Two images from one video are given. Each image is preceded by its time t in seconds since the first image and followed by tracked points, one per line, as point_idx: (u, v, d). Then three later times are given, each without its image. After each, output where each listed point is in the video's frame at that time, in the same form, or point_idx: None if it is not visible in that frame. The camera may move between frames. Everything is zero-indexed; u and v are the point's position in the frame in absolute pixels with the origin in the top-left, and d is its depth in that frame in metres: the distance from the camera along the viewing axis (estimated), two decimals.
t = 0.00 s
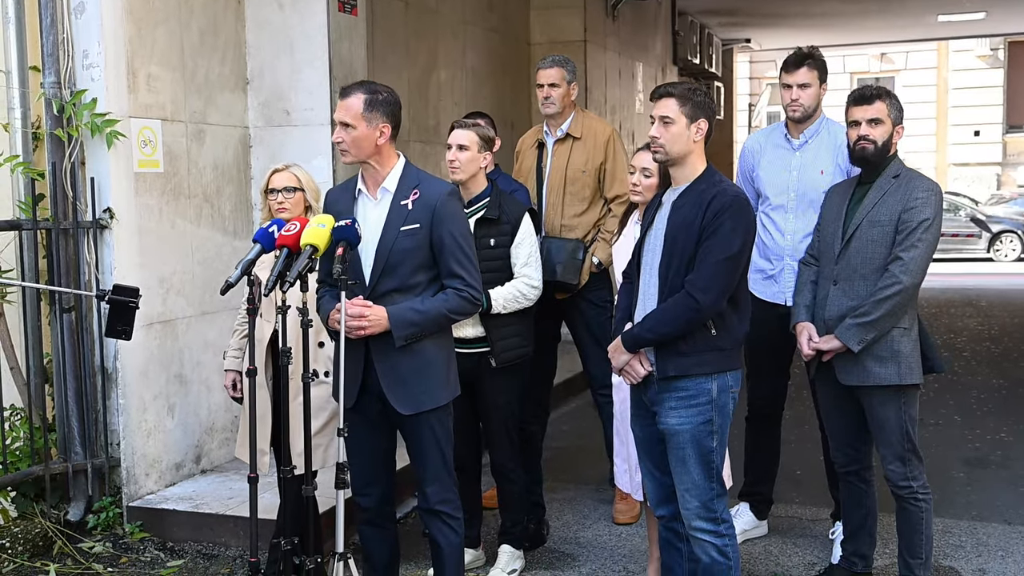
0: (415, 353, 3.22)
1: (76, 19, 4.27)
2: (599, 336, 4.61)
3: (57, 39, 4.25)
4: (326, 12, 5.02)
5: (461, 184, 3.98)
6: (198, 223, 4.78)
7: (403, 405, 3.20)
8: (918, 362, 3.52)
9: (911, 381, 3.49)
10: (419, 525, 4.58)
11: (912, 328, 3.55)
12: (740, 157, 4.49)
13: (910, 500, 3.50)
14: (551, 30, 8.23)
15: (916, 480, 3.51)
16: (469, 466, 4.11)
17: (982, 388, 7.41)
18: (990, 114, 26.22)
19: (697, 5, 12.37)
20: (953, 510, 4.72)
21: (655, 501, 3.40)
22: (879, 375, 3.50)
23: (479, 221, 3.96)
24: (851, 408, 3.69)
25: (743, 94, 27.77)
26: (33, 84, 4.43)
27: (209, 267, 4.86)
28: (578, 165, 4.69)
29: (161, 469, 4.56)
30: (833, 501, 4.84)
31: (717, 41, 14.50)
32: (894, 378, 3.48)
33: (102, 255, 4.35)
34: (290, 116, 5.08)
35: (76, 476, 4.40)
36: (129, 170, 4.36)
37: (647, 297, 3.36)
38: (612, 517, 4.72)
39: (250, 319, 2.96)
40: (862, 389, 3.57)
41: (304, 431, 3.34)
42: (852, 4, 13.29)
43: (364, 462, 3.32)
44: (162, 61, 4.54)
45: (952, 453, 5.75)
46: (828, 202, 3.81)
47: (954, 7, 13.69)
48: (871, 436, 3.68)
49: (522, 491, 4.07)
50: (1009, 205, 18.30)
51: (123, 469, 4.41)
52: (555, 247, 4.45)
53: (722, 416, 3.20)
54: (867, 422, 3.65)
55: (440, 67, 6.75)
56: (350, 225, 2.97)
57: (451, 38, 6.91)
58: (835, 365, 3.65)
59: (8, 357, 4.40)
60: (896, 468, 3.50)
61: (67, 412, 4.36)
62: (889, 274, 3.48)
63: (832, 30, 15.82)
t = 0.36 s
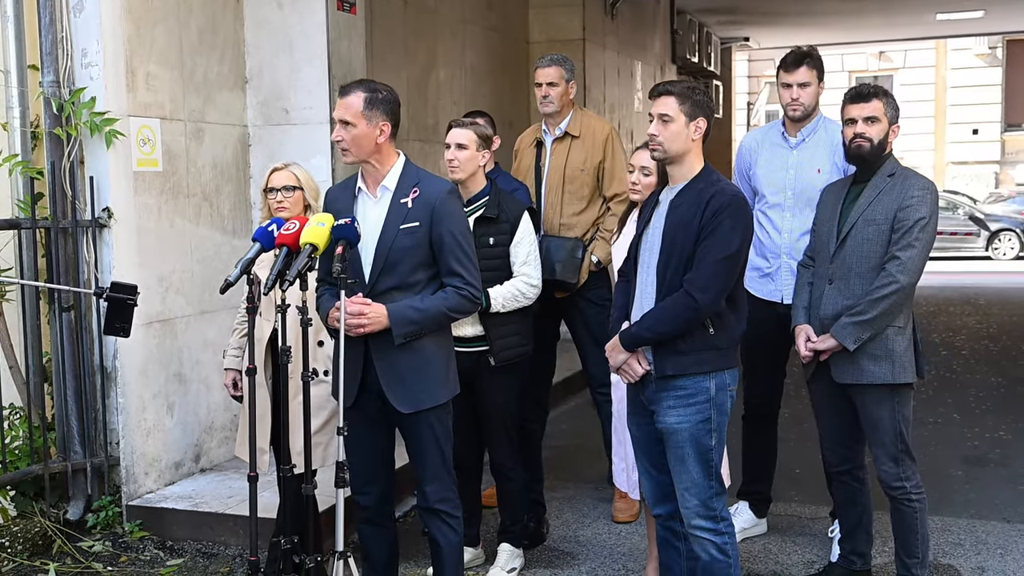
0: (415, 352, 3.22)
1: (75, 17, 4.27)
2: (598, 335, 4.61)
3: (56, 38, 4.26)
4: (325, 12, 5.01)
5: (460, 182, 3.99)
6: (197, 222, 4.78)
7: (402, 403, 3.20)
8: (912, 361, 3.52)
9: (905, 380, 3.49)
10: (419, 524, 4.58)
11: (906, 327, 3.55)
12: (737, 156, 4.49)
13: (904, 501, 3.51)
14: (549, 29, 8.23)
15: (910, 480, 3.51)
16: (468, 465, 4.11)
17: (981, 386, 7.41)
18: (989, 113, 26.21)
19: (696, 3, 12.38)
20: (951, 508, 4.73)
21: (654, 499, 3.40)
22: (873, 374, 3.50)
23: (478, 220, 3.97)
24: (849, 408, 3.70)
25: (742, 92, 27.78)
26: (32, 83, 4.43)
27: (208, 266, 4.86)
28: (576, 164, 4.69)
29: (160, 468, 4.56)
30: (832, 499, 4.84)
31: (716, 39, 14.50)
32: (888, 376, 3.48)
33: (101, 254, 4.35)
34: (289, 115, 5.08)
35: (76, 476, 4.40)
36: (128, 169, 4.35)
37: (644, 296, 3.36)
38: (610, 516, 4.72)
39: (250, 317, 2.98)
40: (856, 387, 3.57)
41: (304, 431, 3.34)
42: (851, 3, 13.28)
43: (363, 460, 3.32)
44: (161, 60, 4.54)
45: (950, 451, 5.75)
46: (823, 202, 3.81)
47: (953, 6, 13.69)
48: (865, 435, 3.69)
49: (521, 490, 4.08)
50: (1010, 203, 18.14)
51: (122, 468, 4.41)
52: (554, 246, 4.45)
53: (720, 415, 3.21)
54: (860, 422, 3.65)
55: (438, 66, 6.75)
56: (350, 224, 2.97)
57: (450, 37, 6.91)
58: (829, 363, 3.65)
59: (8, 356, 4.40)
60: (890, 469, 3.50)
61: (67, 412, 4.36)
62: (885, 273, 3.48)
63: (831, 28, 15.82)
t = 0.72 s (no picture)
0: (414, 351, 3.22)
1: (75, 17, 4.26)
2: (598, 334, 4.60)
3: (56, 38, 4.25)
4: (325, 11, 5.01)
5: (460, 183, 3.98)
6: (197, 222, 4.78)
7: (399, 403, 3.21)
8: (909, 361, 3.53)
9: (902, 379, 3.49)
10: (420, 523, 4.58)
11: (904, 327, 3.55)
12: (737, 156, 4.49)
13: (902, 501, 3.51)
14: (549, 28, 8.23)
15: (908, 480, 3.51)
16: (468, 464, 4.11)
17: (981, 386, 7.41)
18: (988, 112, 26.22)
19: (696, 3, 12.38)
20: (952, 508, 4.73)
21: (648, 499, 3.40)
22: (870, 373, 3.50)
23: (478, 219, 3.96)
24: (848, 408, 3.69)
25: (742, 92, 27.79)
26: (32, 83, 4.42)
27: (208, 266, 4.86)
28: (576, 164, 4.69)
29: (160, 468, 4.56)
30: (832, 499, 4.84)
31: (716, 39, 14.50)
32: (885, 376, 3.49)
33: (102, 254, 4.34)
34: (289, 114, 5.08)
35: (76, 475, 4.39)
36: (128, 169, 4.35)
37: (639, 296, 3.36)
38: (611, 516, 4.72)
39: (250, 317, 2.97)
40: (854, 387, 3.57)
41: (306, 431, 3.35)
42: (850, 2, 13.27)
43: (363, 460, 3.32)
44: (161, 60, 4.53)
45: (950, 450, 5.75)
46: (822, 201, 3.81)
47: (952, 5, 13.69)
48: (862, 435, 3.69)
49: (521, 490, 4.08)
50: (1008, 202, 18.25)
51: (122, 467, 4.41)
52: (554, 245, 4.45)
53: (712, 416, 3.20)
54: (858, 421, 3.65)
55: (438, 66, 6.75)
56: (351, 224, 2.98)
57: (450, 36, 6.91)
58: (827, 362, 3.64)
59: (8, 356, 4.40)
60: (888, 469, 3.50)
61: (67, 412, 4.36)
62: (884, 274, 3.47)
63: (830, 28, 15.83)
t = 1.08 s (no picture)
0: (418, 352, 3.22)
1: (76, 19, 4.26)
2: (599, 336, 4.60)
3: (58, 39, 4.23)
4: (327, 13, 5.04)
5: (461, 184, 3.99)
6: (199, 223, 4.78)
7: (405, 403, 3.22)
8: (910, 361, 3.53)
9: (903, 380, 3.50)
10: (421, 524, 4.58)
11: (905, 328, 3.55)
12: (742, 157, 4.50)
13: (904, 502, 3.51)
14: (550, 29, 8.23)
15: (910, 480, 3.51)
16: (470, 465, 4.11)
17: (982, 387, 7.41)
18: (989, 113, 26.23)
19: (696, 4, 12.38)
20: (953, 509, 4.73)
21: (645, 500, 3.40)
22: (872, 374, 3.51)
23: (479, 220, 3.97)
24: (850, 409, 3.69)
25: (743, 93, 27.79)
26: (34, 84, 4.42)
27: (210, 267, 4.86)
28: (577, 165, 4.69)
29: (161, 469, 4.56)
30: (833, 500, 4.84)
31: (717, 40, 14.51)
32: (886, 376, 3.49)
33: (103, 255, 4.32)
34: (290, 116, 5.09)
35: (77, 477, 4.37)
36: (129, 169, 4.36)
37: (636, 297, 3.36)
38: (612, 517, 4.72)
39: (251, 318, 2.97)
40: (854, 387, 3.57)
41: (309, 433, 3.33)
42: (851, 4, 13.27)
43: (365, 460, 3.33)
44: (162, 61, 4.54)
45: (950, 451, 5.76)
46: (823, 203, 3.81)
47: (952, 6, 13.70)
48: (864, 436, 3.69)
49: (522, 491, 4.08)
50: (1009, 203, 18.25)
51: (124, 469, 4.41)
52: (556, 247, 4.45)
53: (707, 417, 3.21)
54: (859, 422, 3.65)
55: (439, 67, 6.76)
56: (352, 225, 2.95)
57: (451, 37, 6.91)
58: (829, 363, 3.65)
59: (9, 357, 4.40)
60: (889, 469, 3.50)
61: (68, 412, 4.36)
62: (885, 275, 3.47)
63: (830, 29, 15.83)
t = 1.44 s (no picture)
0: (419, 354, 3.22)
1: (77, 21, 4.27)
2: (600, 338, 4.60)
3: (58, 42, 4.25)
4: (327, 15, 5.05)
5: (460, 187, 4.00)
6: (199, 225, 4.78)
7: (406, 405, 3.22)
8: (914, 362, 3.54)
9: (908, 381, 3.50)
10: (421, 527, 4.58)
11: (909, 330, 3.56)
12: (746, 160, 4.50)
13: (908, 501, 3.51)
14: (550, 32, 8.25)
15: (914, 481, 3.51)
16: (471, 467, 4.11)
17: (981, 390, 7.42)
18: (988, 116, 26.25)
19: (696, 6, 12.40)
20: (953, 512, 4.73)
21: (646, 503, 3.40)
22: (876, 376, 3.51)
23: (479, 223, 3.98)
24: (852, 411, 3.69)
25: (742, 95, 27.82)
26: (35, 86, 4.43)
27: (210, 269, 4.86)
28: (577, 167, 4.69)
29: (162, 471, 4.56)
30: (833, 503, 4.84)
31: (716, 43, 14.52)
32: (890, 378, 3.49)
33: (103, 258, 4.34)
34: (290, 118, 5.09)
35: (77, 479, 4.38)
36: (129, 172, 4.36)
37: (637, 300, 3.36)
38: (612, 519, 4.72)
39: (251, 320, 2.98)
40: (859, 389, 3.58)
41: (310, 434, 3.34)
42: (851, 7, 13.29)
43: (366, 462, 3.33)
44: (163, 64, 4.54)
45: (950, 454, 5.76)
46: (823, 205, 3.81)
47: (951, 9, 13.71)
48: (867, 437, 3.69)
49: (522, 493, 4.08)
50: (1008, 206, 18.25)
51: (124, 471, 4.41)
52: (556, 249, 4.45)
53: (710, 419, 3.21)
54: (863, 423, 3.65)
55: (439, 69, 6.76)
56: (353, 227, 2.96)
57: (451, 40, 6.92)
58: (833, 366, 3.65)
59: (9, 359, 4.40)
60: (893, 469, 3.51)
61: (68, 415, 4.36)
62: (887, 277, 3.48)
63: (829, 32, 15.86)
